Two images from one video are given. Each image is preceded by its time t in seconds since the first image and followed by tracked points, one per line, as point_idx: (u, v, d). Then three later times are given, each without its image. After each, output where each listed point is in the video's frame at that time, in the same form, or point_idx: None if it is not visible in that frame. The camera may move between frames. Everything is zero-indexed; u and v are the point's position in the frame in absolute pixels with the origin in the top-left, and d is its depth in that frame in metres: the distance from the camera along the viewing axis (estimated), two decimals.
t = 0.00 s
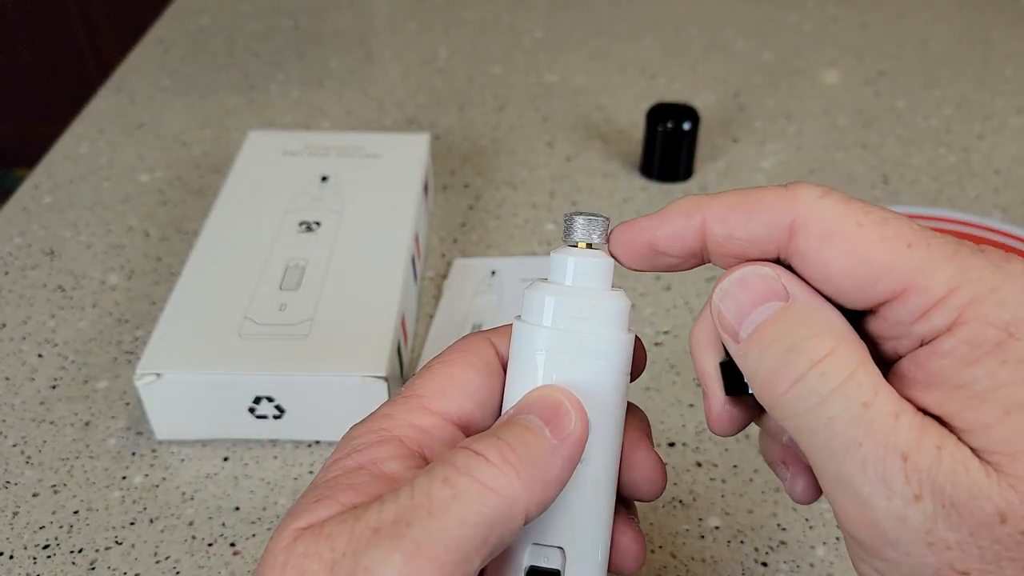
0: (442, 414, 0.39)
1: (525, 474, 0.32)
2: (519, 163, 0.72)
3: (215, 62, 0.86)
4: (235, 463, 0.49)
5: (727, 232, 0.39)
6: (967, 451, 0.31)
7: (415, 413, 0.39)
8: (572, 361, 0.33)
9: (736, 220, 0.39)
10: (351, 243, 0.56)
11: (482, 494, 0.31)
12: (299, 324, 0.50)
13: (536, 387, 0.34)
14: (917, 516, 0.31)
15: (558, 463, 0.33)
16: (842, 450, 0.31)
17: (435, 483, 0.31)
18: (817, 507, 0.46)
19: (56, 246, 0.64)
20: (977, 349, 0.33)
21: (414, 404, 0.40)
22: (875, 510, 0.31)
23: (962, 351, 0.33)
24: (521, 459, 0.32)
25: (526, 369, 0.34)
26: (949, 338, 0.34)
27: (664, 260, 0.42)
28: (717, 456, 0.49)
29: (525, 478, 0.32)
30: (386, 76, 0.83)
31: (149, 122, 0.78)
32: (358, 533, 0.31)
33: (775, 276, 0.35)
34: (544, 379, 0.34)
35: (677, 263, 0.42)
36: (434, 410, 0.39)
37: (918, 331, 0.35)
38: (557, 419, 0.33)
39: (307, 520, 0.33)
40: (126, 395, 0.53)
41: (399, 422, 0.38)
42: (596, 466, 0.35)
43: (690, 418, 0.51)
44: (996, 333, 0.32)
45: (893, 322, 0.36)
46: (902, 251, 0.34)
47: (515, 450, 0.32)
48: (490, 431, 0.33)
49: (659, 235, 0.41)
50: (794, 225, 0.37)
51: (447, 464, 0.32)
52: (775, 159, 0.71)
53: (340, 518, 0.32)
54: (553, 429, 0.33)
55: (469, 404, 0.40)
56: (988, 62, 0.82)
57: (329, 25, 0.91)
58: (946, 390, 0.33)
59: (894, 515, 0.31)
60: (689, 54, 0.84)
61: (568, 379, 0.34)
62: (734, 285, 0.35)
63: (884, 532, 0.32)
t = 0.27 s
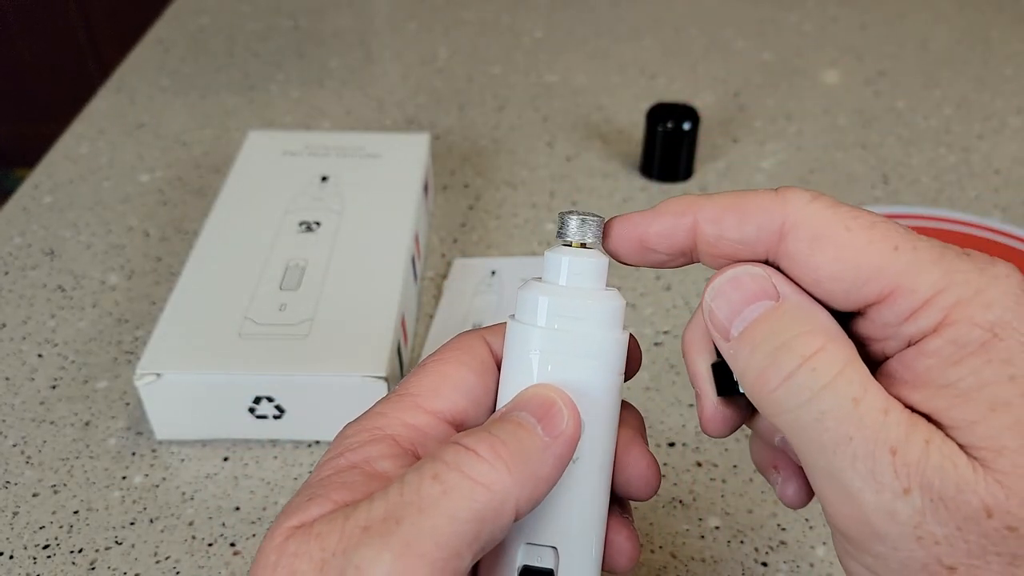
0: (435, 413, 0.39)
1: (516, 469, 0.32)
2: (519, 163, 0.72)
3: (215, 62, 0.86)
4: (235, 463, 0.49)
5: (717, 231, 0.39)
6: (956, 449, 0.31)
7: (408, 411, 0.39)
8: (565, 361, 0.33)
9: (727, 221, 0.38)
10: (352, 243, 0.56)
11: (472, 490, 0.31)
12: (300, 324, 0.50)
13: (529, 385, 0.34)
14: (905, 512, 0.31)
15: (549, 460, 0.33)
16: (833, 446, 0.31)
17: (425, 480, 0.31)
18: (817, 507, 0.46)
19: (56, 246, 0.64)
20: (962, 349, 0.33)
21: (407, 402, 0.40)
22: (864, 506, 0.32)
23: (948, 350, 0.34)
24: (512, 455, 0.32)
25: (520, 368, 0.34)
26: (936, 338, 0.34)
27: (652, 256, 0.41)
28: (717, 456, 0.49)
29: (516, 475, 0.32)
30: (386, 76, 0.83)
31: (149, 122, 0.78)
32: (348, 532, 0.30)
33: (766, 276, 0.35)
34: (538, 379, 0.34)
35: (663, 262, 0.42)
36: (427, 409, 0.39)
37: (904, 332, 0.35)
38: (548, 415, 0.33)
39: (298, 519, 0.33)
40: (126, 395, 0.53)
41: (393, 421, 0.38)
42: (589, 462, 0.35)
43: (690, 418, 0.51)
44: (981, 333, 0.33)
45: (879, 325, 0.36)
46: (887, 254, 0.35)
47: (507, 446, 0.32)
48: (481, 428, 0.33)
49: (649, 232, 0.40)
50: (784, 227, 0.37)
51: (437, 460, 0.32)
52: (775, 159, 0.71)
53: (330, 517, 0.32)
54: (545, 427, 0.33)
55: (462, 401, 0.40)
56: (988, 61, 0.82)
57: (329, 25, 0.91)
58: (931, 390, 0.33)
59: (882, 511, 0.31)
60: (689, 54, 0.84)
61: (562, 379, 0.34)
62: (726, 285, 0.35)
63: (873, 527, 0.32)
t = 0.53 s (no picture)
0: (440, 413, 0.39)
1: (522, 469, 0.32)
2: (519, 163, 0.72)
3: (215, 62, 0.86)
4: (235, 463, 0.49)
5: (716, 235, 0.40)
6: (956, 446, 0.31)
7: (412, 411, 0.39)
8: (574, 360, 0.33)
9: (726, 224, 0.40)
10: (352, 243, 0.56)
11: (478, 490, 0.31)
12: (300, 324, 0.50)
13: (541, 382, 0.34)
14: (909, 510, 0.31)
15: (555, 462, 0.33)
16: (836, 445, 0.31)
17: (431, 480, 0.31)
18: (817, 507, 0.46)
19: (56, 246, 0.64)
20: (962, 350, 0.33)
21: (412, 402, 0.39)
22: (867, 505, 0.31)
23: (948, 352, 0.34)
24: (516, 455, 0.32)
25: (529, 365, 0.34)
26: (937, 339, 0.34)
27: (651, 259, 0.42)
28: (717, 456, 0.49)
29: (521, 474, 0.32)
30: (386, 76, 0.83)
31: (149, 122, 0.78)
32: (354, 532, 0.30)
33: (760, 278, 0.36)
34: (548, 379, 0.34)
35: (662, 265, 0.42)
36: (432, 409, 0.39)
37: (905, 335, 0.36)
38: (554, 414, 0.33)
39: (301, 521, 0.33)
40: (126, 395, 0.53)
41: (398, 421, 0.38)
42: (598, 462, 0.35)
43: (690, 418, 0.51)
44: (981, 335, 0.33)
45: (881, 326, 0.37)
46: (885, 254, 0.35)
47: (511, 445, 0.32)
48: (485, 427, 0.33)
49: (649, 234, 0.41)
50: (781, 230, 0.38)
51: (442, 460, 0.31)
52: (775, 159, 0.71)
53: (334, 517, 0.32)
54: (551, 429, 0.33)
55: (467, 403, 0.40)
56: (988, 61, 0.82)
57: (329, 25, 0.91)
58: (933, 390, 0.33)
59: (886, 511, 0.31)
60: (689, 54, 0.84)
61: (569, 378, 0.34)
62: (724, 288, 0.36)
63: (877, 528, 0.32)
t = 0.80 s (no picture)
0: (405, 387, 0.41)
1: (537, 523, 0.32)
2: (519, 163, 0.72)
3: (215, 62, 0.86)
4: (235, 463, 0.49)
5: (776, 209, 0.43)
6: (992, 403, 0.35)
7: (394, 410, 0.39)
8: (512, 303, 0.35)
9: (789, 197, 0.43)
10: (352, 242, 0.56)
11: (497, 525, 0.31)
12: (300, 324, 0.50)
13: (490, 330, 0.35)
14: (946, 457, 0.34)
15: (570, 529, 0.33)
16: (879, 393, 0.34)
17: (454, 503, 0.31)
18: (818, 507, 0.46)
19: (56, 246, 0.64)
20: (997, 322, 0.37)
21: (377, 383, 0.41)
22: (907, 449, 0.34)
23: (982, 323, 0.37)
24: (542, 497, 0.32)
25: (475, 323, 0.35)
26: (971, 311, 0.38)
27: (709, 233, 0.45)
28: (717, 456, 0.49)
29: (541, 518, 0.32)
30: (385, 76, 0.83)
31: (149, 122, 0.78)
32: (362, 537, 0.30)
33: (821, 248, 0.38)
34: (493, 326, 0.35)
35: (717, 244, 0.46)
36: (397, 385, 0.41)
37: (941, 305, 0.39)
38: (572, 510, 0.33)
39: (283, 515, 0.32)
40: (126, 395, 0.53)
41: (365, 400, 0.39)
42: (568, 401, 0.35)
43: (690, 418, 0.51)
44: (1015, 308, 0.37)
45: (918, 298, 0.40)
46: (929, 233, 0.40)
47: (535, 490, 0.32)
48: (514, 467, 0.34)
49: (713, 209, 0.44)
50: (838, 206, 0.42)
51: (469, 484, 0.32)
52: (775, 159, 0.71)
53: (334, 519, 0.32)
54: (565, 506, 0.33)
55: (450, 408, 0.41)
56: (988, 61, 0.82)
57: (329, 25, 0.91)
58: (969, 355, 0.37)
59: (923, 456, 0.34)
60: (689, 54, 0.84)
61: (514, 320, 0.35)
62: (778, 254, 0.38)
63: (915, 473, 0.34)
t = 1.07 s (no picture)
0: (412, 397, 0.40)
1: (552, 524, 0.32)
2: (519, 163, 0.72)
3: (215, 62, 0.86)
4: (235, 463, 0.49)
5: (775, 208, 0.44)
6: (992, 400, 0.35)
7: (393, 400, 0.39)
8: (559, 285, 0.35)
9: (787, 196, 0.44)
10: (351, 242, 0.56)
11: (519, 542, 0.31)
12: (299, 324, 0.50)
13: (532, 304, 0.35)
14: (946, 454, 0.33)
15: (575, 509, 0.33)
16: (882, 389, 0.34)
17: (477, 528, 0.31)
18: (818, 507, 0.46)
19: (56, 246, 0.64)
20: (997, 320, 0.37)
21: (383, 390, 0.40)
22: (907, 446, 0.34)
23: (982, 321, 0.38)
24: (548, 499, 0.32)
25: (516, 296, 0.36)
26: (969, 309, 0.38)
27: (708, 232, 0.45)
28: (717, 456, 0.49)
29: (550, 521, 0.32)
30: (385, 76, 0.83)
31: (149, 122, 0.78)
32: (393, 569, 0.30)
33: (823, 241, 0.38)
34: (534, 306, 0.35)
35: (713, 243, 0.46)
36: (404, 394, 0.40)
37: (938, 304, 0.40)
38: (581, 463, 0.33)
39: (308, 545, 0.33)
40: (126, 395, 0.53)
41: (374, 409, 0.38)
42: (595, 381, 0.35)
43: (690, 418, 0.51)
44: (1015, 308, 0.37)
45: (914, 297, 0.40)
46: (927, 234, 0.40)
47: (542, 491, 0.32)
48: (516, 460, 0.33)
49: (713, 207, 0.45)
50: (838, 206, 0.42)
51: (485, 507, 0.32)
52: (775, 159, 0.71)
53: (357, 550, 0.32)
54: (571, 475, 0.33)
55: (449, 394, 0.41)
56: (988, 61, 0.82)
57: (329, 25, 0.91)
58: (968, 353, 0.37)
59: (922, 453, 0.34)
60: (689, 54, 0.84)
61: (558, 302, 0.35)
62: (785, 244, 0.38)
63: (916, 469, 0.34)
